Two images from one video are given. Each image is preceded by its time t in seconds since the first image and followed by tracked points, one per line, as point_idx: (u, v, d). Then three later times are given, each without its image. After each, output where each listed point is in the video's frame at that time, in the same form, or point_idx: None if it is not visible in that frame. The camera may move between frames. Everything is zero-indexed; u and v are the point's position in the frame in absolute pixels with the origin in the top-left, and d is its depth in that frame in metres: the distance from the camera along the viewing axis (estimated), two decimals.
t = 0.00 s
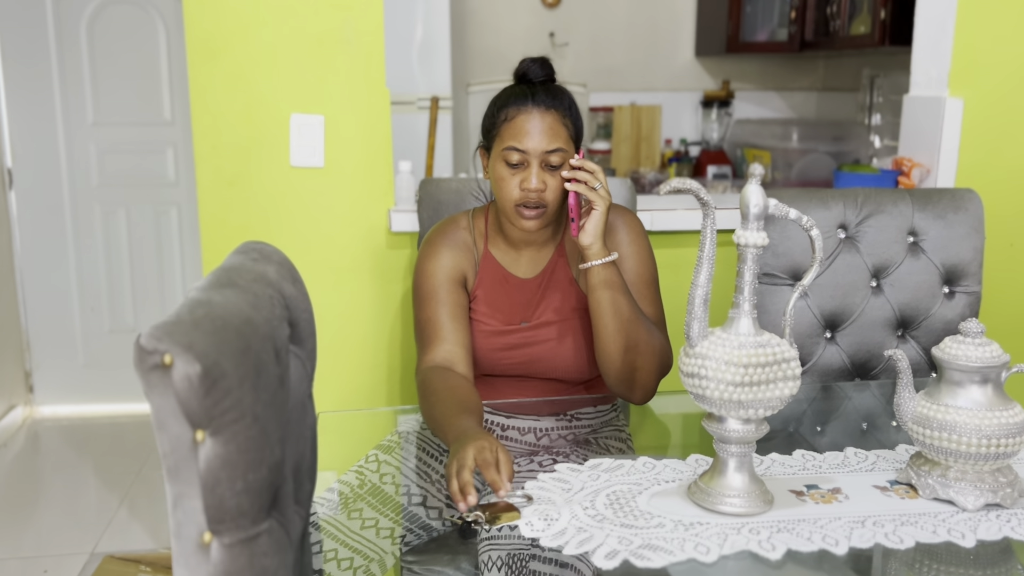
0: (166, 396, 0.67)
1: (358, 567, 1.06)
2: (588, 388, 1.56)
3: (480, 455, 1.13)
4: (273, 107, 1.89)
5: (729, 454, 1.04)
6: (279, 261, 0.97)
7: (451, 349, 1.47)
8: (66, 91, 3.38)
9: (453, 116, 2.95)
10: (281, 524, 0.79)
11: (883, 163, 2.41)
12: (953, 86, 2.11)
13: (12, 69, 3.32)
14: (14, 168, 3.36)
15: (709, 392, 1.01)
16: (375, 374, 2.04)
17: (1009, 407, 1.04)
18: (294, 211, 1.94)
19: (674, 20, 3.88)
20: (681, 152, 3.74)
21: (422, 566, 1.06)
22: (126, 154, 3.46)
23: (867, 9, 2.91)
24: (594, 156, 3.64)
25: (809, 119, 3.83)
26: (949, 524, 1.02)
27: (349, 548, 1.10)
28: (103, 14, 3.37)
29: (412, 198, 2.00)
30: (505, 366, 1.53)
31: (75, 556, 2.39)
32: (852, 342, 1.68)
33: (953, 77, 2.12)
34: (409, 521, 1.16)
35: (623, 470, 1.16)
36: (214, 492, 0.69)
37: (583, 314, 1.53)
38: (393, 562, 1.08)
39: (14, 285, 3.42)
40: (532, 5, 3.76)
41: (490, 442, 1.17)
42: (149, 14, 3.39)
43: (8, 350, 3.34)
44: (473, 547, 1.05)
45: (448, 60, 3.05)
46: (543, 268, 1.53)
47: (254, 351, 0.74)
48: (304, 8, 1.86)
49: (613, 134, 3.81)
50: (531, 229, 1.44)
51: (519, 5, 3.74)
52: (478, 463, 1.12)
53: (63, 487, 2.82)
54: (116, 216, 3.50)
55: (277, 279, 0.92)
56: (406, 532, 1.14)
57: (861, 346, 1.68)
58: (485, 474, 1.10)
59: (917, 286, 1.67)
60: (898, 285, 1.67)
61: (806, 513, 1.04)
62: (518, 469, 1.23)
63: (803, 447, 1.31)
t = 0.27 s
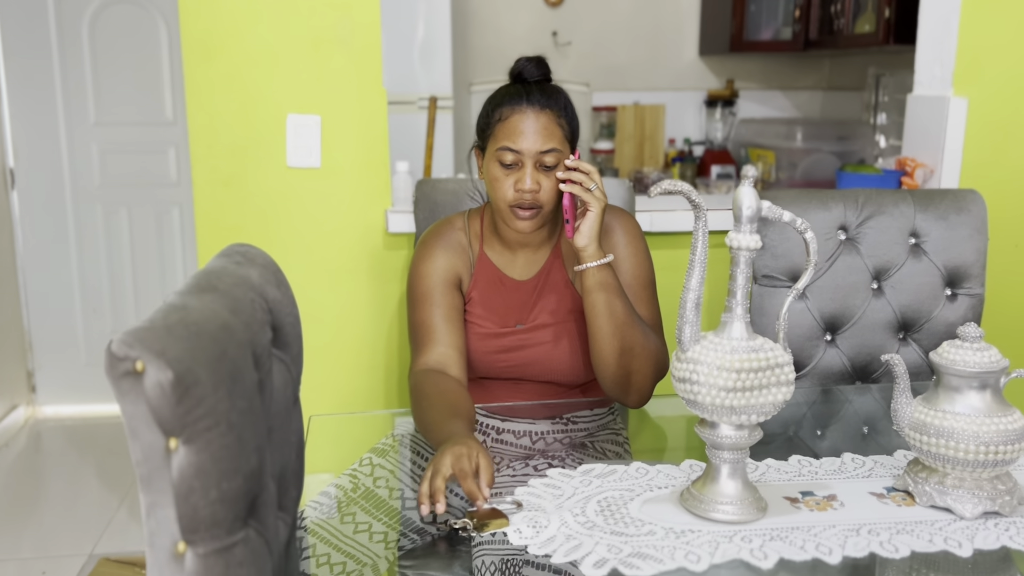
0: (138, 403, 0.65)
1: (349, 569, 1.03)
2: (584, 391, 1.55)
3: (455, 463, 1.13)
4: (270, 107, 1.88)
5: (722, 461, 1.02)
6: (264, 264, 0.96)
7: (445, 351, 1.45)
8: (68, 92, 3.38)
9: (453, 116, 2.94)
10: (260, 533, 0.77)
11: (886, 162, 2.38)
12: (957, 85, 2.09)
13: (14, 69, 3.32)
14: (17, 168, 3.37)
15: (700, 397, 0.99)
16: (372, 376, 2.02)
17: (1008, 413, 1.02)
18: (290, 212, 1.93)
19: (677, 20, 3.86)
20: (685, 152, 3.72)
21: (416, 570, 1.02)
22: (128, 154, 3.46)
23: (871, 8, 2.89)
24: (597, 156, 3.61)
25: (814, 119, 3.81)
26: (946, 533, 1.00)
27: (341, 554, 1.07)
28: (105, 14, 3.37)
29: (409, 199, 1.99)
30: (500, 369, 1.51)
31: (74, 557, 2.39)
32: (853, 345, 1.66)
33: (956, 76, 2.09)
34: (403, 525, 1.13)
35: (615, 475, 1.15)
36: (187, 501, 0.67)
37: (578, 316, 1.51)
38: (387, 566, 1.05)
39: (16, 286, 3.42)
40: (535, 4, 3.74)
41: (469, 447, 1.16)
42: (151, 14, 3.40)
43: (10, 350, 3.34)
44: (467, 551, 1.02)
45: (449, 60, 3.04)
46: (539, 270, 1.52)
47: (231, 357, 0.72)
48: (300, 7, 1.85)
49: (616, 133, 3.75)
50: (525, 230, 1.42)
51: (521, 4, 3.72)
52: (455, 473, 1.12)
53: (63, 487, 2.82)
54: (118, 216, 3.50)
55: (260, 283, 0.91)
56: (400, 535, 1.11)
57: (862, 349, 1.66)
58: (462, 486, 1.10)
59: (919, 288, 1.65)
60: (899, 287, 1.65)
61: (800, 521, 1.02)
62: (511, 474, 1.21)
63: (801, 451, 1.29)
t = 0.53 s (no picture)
0: (113, 407, 0.64)
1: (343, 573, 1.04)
2: (581, 393, 1.53)
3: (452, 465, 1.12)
4: (268, 107, 1.88)
5: (716, 465, 1.01)
6: (251, 265, 0.95)
7: (440, 353, 1.45)
8: (73, 91, 3.39)
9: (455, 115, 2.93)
10: (241, 538, 0.77)
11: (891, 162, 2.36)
12: (962, 84, 2.06)
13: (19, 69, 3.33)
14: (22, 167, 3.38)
15: (693, 401, 0.97)
16: (371, 377, 2.02)
17: (1007, 418, 1.00)
18: (289, 212, 1.93)
19: (683, 18, 3.85)
20: (690, 151, 3.70)
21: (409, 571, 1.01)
22: (133, 154, 3.48)
23: (877, 6, 2.87)
24: (601, 156, 3.58)
25: (820, 118, 3.78)
26: (943, 540, 0.98)
27: (335, 557, 1.08)
28: (110, 14, 3.39)
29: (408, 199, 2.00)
30: (496, 371, 1.50)
31: (75, 557, 2.39)
32: (854, 347, 1.65)
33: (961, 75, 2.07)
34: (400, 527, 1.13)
35: (609, 479, 1.13)
36: (164, 507, 0.67)
37: (575, 318, 1.50)
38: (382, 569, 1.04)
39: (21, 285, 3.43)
40: (539, 3, 3.73)
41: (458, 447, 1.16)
42: (157, 15, 3.44)
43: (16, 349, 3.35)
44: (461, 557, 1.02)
45: (452, 59, 3.03)
46: (535, 271, 1.51)
47: (210, 361, 0.71)
48: (298, 6, 1.84)
49: (621, 133, 3.76)
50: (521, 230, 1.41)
51: (525, 3, 3.72)
52: (453, 474, 1.11)
53: (66, 487, 2.82)
54: (122, 215, 3.51)
55: (246, 284, 0.90)
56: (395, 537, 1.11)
57: (864, 351, 1.65)
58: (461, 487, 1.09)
59: (921, 289, 1.63)
60: (902, 289, 1.63)
61: (794, 527, 1.01)
62: (506, 478, 1.20)
63: (800, 455, 1.27)
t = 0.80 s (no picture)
0: (94, 409, 0.64)
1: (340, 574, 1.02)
2: (581, 394, 1.52)
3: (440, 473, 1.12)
4: (270, 106, 1.88)
5: (712, 468, 0.99)
6: (242, 265, 0.95)
7: (438, 353, 1.45)
8: (80, 91, 3.41)
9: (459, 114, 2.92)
10: (227, 540, 0.76)
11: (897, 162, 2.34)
12: (969, 83, 2.04)
13: (26, 68, 3.34)
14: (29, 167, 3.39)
15: (688, 403, 0.96)
16: (372, 377, 2.02)
17: (1008, 421, 0.99)
18: (290, 211, 1.92)
19: (690, 17, 3.83)
20: (697, 151, 3.68)
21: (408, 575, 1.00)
22: (138, 153, 3.49)
23: (884, 4, 2.84)
24: (608, 155, 3.59)
25: (828, 118, 3.76)
26: (941, 545, 0.97)
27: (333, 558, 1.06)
28: (116, 13, 3.40)
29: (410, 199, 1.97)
30: (495, 371, 1.50)
31: (78, 556, 2.39)
32: (857, 348, 1.63)
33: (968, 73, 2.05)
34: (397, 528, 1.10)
35: (604, 482, 1.12)
36: (145, 509, 0.66)
37: (575, 318, 1.49)
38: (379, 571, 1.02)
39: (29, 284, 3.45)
40: (545, 2, 3.72)
41: (448, 453, 1.15)
42: (162, 13, 3.43)
43: (23, 348, 3.36)
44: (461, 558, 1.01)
45: (457, 58, 3.02)
46: (534, 271, 1.50)
47: (194, 361, 0.71)
48: (299, 5, 1.84)
49: (627, 132, 3.78)
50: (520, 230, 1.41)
51: (531, 2, 3.71)
52: (442, 483, 1.10)
53: (71, 486, 2.82)
54: (129, 215, 3.53)
55: (236, 284, 0.90)
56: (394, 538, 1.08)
57: (867, 352, 1.63)
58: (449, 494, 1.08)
59: (925, 290, 1.61)
60: (906, 290, 1.61)
61: (791, 531, 0.99)
62: (504, 481, 1.19)
63: (800, 458, 1.26)
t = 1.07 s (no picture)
0: (76, 412, 0.64)
1: None
2: (580, 397, 1.52)
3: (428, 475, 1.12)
4: (271, 107, 1.88)
5: (707, 473, 0.98)
6: (234, 268, 0.95)
7: (436, 355, 1.44)
8: (88, 93, 3.43)
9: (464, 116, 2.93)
10: (213, 545, 0.76)
11: (903, 164, 2.33)
12: (976, 84, 2.02)
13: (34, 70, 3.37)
14: (37, 167, 3.43)
15: (682, 407, 0.95)
16: (374, 379, 2.01)
17: (1007, 427, 0.97)
18: (291, 212, 1.92)
19: (697, 17, 3.82)
20: (704, 152, 3.67)
21: None
22: (145, 154, 3.51)
23: (891, 4, 2.82)
24: (614, 156, 3.59)
25: (836, 119, 3.74)
26: (938, 551, 0.96)
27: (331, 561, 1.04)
28: (123, 14, 3.42)
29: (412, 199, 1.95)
30: (494, 373, 1.49)
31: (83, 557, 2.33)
32: (860, 352, 1.62)
33: (975, 74, 2.03)
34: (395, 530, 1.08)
35: (599, 486, 1.12)
36: (128, 513, 0.66)
37: (574, 320, 1.48)
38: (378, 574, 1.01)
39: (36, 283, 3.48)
40: (551, 3, 3.72)
41: (440, 455, 1.15)
42: (169, 14, 3.44)
43: (31, 347, 3.38)
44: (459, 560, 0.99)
45: (462, 59, 3.02)
46: (534, 273, 1.49)
47: (178, 365, 0.71)
48: (300, 7, 1.84)
49: (634, 133, 3.78)
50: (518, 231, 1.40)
51: (538, 2, 3.71)
52: (431, 485, 1.11)
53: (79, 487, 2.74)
54: (136, 215, 3.55)
55: (227, 287, 0.89)
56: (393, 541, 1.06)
57: (870, 356, 1.62)
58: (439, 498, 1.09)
59: (929, 293, 1.60)
60: (909, 292, 1.60)
61: (786, 536, 0.99)
62: (501, 484, 1.19)
63: (800, 462, 1.25)
